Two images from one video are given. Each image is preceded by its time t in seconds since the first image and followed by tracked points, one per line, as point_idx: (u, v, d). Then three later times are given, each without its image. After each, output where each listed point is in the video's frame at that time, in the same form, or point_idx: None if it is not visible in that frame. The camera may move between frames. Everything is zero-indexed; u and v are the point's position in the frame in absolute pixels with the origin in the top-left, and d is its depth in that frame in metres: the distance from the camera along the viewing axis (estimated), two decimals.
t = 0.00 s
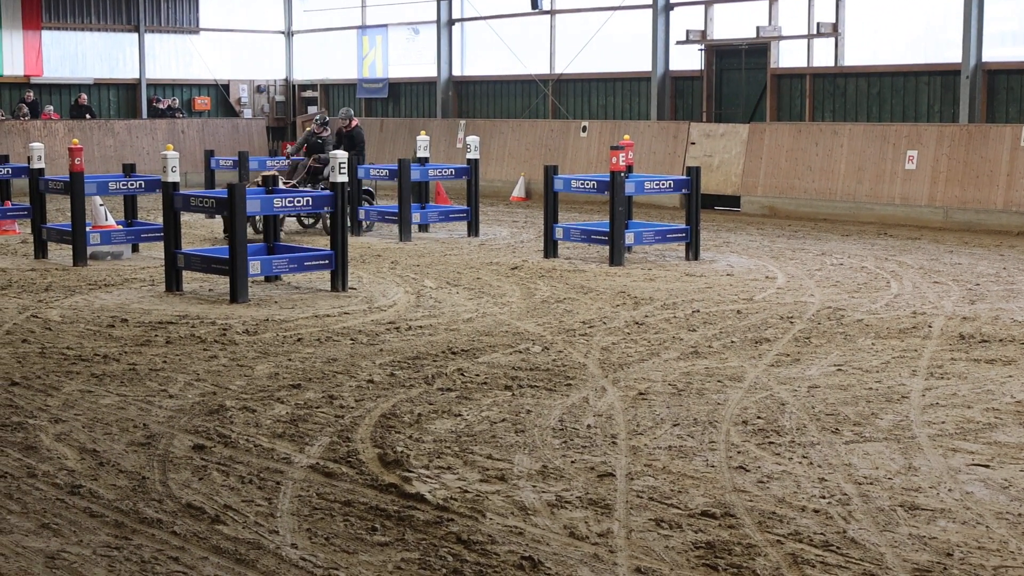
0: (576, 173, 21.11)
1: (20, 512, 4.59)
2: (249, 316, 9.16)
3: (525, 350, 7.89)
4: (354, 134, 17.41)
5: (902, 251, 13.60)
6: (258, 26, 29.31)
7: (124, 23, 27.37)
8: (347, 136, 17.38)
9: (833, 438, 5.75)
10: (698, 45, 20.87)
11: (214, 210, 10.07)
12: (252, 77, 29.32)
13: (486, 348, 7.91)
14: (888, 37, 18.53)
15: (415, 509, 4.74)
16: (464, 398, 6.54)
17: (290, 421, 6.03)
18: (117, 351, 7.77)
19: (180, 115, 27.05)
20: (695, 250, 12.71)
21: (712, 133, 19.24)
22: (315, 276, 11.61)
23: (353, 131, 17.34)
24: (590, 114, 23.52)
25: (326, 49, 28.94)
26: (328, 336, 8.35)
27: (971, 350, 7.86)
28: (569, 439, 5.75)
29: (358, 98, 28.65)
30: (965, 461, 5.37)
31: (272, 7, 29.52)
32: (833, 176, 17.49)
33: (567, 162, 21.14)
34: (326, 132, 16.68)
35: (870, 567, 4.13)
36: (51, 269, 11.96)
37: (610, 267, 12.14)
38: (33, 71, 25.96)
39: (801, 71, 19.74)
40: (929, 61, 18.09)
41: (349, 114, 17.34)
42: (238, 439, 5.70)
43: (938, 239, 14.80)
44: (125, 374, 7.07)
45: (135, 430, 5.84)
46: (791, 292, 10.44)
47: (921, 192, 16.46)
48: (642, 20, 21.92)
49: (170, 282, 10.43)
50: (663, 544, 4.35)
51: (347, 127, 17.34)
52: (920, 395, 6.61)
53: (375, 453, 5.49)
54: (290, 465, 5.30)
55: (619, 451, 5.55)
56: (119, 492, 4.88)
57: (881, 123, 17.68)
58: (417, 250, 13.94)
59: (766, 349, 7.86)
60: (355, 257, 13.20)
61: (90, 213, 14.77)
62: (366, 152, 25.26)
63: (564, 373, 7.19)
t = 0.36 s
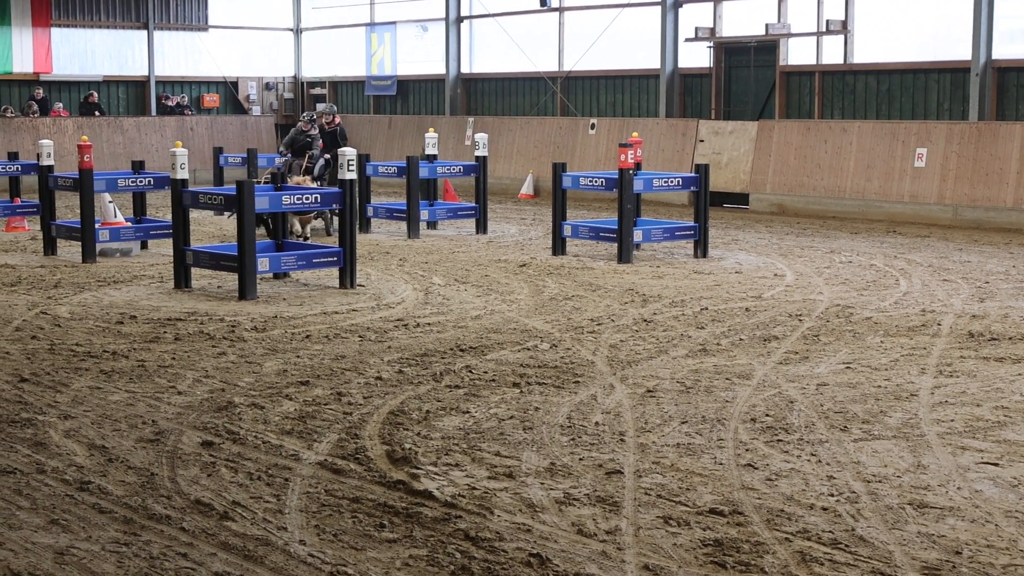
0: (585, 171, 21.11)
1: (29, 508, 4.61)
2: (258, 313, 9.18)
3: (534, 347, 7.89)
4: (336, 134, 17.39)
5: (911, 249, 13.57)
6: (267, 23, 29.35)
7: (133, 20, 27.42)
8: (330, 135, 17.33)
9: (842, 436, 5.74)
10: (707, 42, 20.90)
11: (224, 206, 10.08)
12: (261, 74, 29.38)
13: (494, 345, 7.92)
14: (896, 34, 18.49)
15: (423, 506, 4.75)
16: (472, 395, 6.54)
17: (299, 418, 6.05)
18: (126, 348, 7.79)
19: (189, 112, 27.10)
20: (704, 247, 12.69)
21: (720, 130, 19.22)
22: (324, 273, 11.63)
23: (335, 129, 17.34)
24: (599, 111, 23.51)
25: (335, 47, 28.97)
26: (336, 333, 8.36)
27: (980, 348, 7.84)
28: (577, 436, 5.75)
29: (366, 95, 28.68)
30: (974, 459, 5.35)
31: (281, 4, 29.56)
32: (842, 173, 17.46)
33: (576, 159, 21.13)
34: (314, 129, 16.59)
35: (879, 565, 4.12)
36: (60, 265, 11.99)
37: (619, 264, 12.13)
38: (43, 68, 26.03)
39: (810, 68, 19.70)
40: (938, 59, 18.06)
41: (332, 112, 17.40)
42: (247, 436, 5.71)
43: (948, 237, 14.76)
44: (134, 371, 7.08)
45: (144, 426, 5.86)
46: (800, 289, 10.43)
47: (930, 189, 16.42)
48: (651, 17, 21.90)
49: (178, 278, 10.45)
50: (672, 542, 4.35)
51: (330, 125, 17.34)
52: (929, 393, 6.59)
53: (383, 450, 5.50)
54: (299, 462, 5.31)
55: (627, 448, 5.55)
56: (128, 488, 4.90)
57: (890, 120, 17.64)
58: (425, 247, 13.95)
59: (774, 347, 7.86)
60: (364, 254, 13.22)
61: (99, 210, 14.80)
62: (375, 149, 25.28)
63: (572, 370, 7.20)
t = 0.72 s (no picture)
0: (591, 168, 21.10)
1: (35, 505, 4.62)
2: (265, 310, 9.19)
3: (540, 344, 7.89)
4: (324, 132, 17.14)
5: (918, 247, 13.54)
6: (274, 20, 29.36)
7: (140, 18, 27.42)
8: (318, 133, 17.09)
9: (849, 434, 5.74)
10: (714, 40, 20.83)
11: (230, 204, 10.09)
12: (268, 71, 29.41)
13: (501, 343, 7.92)
14: (904, 32, 18.46)
15: (430, 504, 4.75)
16: (479, 393, 6.55)
17: (305, 415, 6.06)
18: (133, 345, 7.80)
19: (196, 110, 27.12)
20: (710, 245, 12.67)
21: (727, 127, 19.18)
22: (331, 271, 11.64)
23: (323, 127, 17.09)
24: (605, 109, 23.50)
25: (341, 44, 28.97)
26: (342, 330, 8.37)
27: (987, 346, 7.83)
28: (583, 433, 5.75)
29: (373, 93, 28.68)
30: (981, 457, 5.35)
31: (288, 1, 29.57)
32: (848, 171, 17.42)
33: (583, 156, 21.12)
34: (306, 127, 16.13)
35: (885, 563, 4.12)
36: (67, 263, 12.01)
37: (625, 262, 12.13)
38: (49, 65, 26.09)
39: (817, 66, 19.66)
40: (945, 56, 18.02)
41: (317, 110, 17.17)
42: (253, 433, 5.72)
43: (955, 235, 14.73)
44: (141, 368, 7.10)
45: (151, 423, 5.88)
46: (806, 287, 10.42)
47: (937, 187, 16.39)
48: (658, 15, 21.87)
49: (185, 275, 10.48)
50: (678, 540, 4.35)
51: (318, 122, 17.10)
52: (936, 392, 6.59)
53: (390, 447, 5.50)
54: (305, 459, 5.32)
55: (633, 446, 5.55)
56: (135, 484, 4.91)
57: (897, 118, 17.60)
58: (432, 244, 13.96)
59: (781, 345, 7.85)
60: (370, 251, 13.23)
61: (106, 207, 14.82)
62: (381, 146, 25.29)
63: (578, 368, 7.20)
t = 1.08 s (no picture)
0: (596, 165, 21.09)
1: (41, 501, 4.63)
2: (270, 307, 9.20)
3: (545, 341, 7.90)
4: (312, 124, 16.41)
5: (923, 244, 13.52)
6: (279, 17, 29.37)
7: (144, 15, 27.45)
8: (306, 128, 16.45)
9: (854, 431, 5.73)
10: (719, 37, 20.80)
11: (235, 200, 10.10)
12: (273, 67, 29.44)
13: (506, 339, 7.93)
14: (909, 28, 18.43)
15: (434, 500, 4.76)
16: (484, 389, 6.55)
17: (310, 412, 6.06)
18: (138, 341, 7.82)
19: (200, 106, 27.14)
20: (715, 242, 12.67)
21: (732, 124, 19.15)
22: (336, 267, 11.64)
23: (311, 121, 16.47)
24: (610, 105, 23.49)
25: (346, 40, 28.98)
26: (347, 326, 8.38)
27: (992, 343, 7.82)
28: (588, 430, 5.75)
29: (378, 89, 28.69)
30: (986, 455, 5.34)
31: None
32: (854, 168, 17.40)
33: (587, 153, 21.12)
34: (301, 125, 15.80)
35: (890, 559, 4.12)
36: (72, 259, 12.03)
37: (630, 259, 12.13)
38: (54, 62, 26.13)
39: (822, 63, 19.63)
40: (951, 53, 17.99)
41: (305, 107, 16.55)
42: (258, 429, 5.73)
43: (960, 232, 14.71)
44: (146, 364, 7.11)
45: (156, 420, 5.89)
46: (811, 284, 10.42)
47: (942, 184, 16.37)
48: (663, 11, 21.85)
49: (190, 272, 10.49)
50: (683, 537, 4.35)
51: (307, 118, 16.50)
52: (941, 388, 6.58)
53: (394, 444, 5.51)
54: (309, 455, 5.33)
55: (638, 442, 5.55)
56: (140, 481, 4.92)
57: (902, 115, 17.57)
58: (436, 241, 13.97)
59: (786, 342, 7.85)
60: (375, 248, 13.24)
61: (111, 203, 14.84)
62: (386, 143, 25.29)
63: (582, 365, 7.19)
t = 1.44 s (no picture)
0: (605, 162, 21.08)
1: (52, 496, 4.65)
2: (280, 303, 9.22)
3: (555, 337, 7.90)
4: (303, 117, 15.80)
5: (933, 241, 13.48)
6: (290, 13, 29.40)
7: (155, 11, 27.51)
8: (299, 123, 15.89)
9: (863, 428, 5.72)
10: (729, 33, 20.73)
11: (245, 196, 10.13)
12: (283, 64, 29.47)
13: (516, 336, 7.93)
14: (920, 25, 18.38)
15: (444, 496, 4.76)
16: (493, 386, 6.56)
17: (320, 407, 6.07)
18: (148, 337, 7.84)
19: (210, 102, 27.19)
20: (725, 238, 12.66)
21: (743, 120, 19.12)
22: (346, 264, 11.66)
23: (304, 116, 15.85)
24: (620, 101, 23.46)
25: (355, 36, 28.99)
26: (357, 322, 8.39)
27: (1003, 340, 7.79)
28: (598, 427, 5.75)
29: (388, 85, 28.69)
30: (996, 452, 5.33)
31: None
32: (864, 164, 17.36)
33: (597, 149, 21.10)
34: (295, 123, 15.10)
35: (900, 557, 4.11)
36: (83, 255, 12.07)
37: (640, 255, 12.12)
38: (65, 58, 26.24)
39: (833, 59, 19.58)
40: (962, 49, 17.93)
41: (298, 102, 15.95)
42: (268, 425, 5.74)
43: (970, 229, 14.66)
44: (156, 360, 7.13)
45: (166, 415, 5.91)
46: (821, 281, 10.39)
47: (953, 180, 16.32)
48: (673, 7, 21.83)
49: (200, 268, 10.52)
50: (692, 533, 4.35)
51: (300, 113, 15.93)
52: (951, 385, 6.56)
53: (404, 440, 5.52)
54: (320, 451, 5.34)
55: (648, 439, 5.55)
56: (150, 476, 4.94)
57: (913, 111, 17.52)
58: (446, 237, 13.98)
59: (796, 339, 7.83)
60: (385, 244, 13.25)
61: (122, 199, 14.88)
62: (396, 139, 25.29)
63: (592, 361, 7.20)
